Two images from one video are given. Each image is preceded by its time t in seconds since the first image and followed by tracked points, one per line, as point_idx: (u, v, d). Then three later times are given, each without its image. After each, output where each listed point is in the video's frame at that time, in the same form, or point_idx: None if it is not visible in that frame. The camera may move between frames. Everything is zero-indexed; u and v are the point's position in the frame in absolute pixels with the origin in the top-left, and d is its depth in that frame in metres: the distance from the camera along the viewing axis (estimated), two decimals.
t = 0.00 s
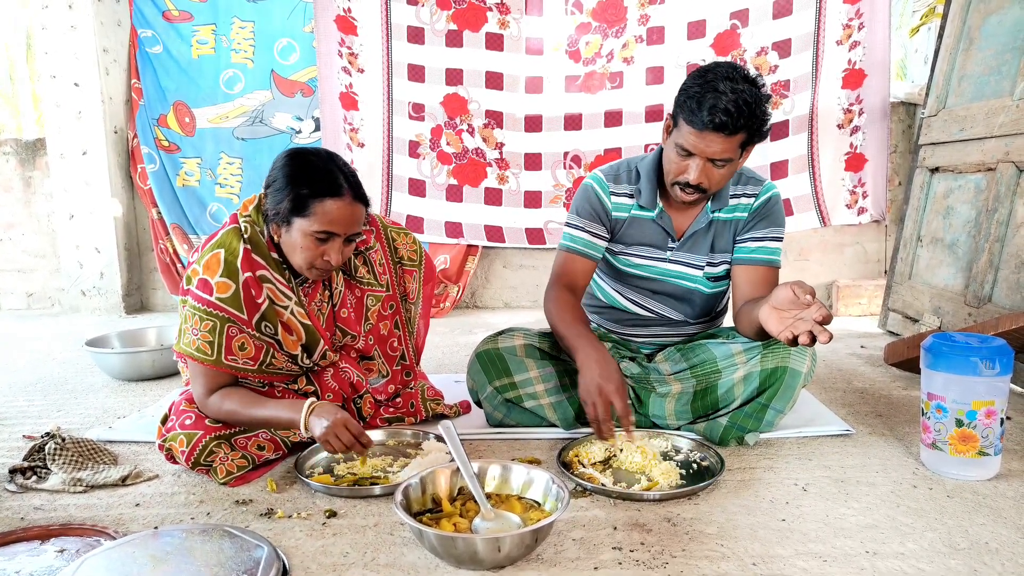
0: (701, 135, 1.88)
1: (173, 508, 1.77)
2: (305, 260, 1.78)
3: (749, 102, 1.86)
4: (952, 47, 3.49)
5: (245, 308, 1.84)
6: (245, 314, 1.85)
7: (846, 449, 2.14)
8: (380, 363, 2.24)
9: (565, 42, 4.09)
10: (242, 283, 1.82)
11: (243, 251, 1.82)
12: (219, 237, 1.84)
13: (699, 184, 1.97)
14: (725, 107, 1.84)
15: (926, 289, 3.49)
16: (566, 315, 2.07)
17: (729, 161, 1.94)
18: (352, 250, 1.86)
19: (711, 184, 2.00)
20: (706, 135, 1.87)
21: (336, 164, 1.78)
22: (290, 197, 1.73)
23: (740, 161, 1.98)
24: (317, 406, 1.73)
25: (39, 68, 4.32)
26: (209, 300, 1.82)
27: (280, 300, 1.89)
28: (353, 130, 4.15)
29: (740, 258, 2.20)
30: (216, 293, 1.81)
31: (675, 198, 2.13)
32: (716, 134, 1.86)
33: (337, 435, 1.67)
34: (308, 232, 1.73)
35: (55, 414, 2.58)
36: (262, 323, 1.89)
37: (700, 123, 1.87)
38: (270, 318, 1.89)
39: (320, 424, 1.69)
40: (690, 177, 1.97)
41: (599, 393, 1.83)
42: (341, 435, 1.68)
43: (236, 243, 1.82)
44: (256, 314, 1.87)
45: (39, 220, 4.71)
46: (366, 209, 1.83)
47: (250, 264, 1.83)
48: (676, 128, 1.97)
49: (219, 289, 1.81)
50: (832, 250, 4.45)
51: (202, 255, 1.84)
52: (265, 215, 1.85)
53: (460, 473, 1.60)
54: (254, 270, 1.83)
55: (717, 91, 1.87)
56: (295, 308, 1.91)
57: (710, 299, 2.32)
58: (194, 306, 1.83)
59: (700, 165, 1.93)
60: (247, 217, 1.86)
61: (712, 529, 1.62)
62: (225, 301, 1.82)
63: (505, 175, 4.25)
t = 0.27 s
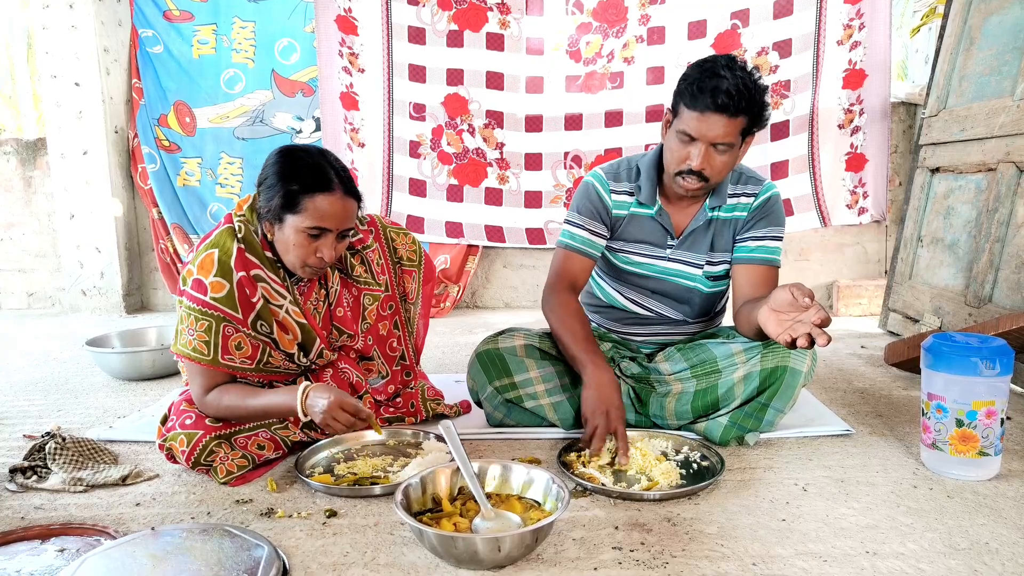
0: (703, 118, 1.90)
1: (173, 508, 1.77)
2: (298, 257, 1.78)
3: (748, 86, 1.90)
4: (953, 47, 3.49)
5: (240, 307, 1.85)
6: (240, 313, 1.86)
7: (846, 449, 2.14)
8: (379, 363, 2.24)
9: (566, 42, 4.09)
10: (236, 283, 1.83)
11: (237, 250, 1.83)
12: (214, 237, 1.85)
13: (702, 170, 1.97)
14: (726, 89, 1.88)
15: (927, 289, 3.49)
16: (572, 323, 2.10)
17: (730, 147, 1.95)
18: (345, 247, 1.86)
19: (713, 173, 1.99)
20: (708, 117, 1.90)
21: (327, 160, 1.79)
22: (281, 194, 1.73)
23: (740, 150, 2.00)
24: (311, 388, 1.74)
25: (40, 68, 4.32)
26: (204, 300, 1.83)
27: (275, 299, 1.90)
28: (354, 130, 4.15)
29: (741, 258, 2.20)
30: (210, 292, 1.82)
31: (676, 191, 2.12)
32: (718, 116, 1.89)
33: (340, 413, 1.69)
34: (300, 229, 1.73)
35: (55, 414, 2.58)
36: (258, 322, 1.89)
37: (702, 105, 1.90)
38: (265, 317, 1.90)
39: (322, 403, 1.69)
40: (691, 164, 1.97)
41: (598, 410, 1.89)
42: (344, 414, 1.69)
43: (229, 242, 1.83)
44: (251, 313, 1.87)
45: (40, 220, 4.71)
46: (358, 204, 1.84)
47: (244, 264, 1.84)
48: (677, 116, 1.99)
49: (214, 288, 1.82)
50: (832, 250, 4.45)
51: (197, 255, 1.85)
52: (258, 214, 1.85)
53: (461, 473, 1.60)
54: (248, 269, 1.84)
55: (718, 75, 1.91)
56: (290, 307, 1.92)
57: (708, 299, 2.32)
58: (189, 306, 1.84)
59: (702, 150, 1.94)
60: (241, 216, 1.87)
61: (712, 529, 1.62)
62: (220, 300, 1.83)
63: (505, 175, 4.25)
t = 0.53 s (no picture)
0: (690, 87, 2.05)
1: (173, 509, 1.77)
2: (293, 256, 1.78)
3: (727, 58, 2.08)
4: (953, 48, 3.49)
5: (237, 307, 1.86)
6: (236, 313, 1.86)
7: (846, 450, 2.14)
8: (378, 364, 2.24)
9: (566, 43, 4.09)
10: (231, 283, 1.84)
11: (232, 251, 1.84)
12: (209, 238, 1.86)
13: (697, 137, 2.06)
14: (707, 60, 2.06)
15: (927, 290, 3.49)
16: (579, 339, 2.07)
17: (721, 113, 2.06)
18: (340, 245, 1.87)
19: (710, 143, 2.07)
20: (694, 84, 2.05)
21: (319, 158, 1.79)
22: (274, 192, 1.74)
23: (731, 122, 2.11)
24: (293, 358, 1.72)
25: (40, 69, 4.33)
26: (199, 301, 1.83)
27: (271, 299, 1.90)
28: (354, 131, 4.15)
29: (740, 256, 2.20)
30: (206, 293, 1.83)
31: (677, 175, 2.15)
32: (704, 83, 2.04)
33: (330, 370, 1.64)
34: (293, 228, 1.73)
35: (55, 415, 2.58)
36: (254, 322, 1.90)
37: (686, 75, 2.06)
38: (262, 317, 1.90)
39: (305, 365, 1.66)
40: (688, 134, 2.06)
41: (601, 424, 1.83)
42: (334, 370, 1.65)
43: (224, 243, 1.84)
44: (248, 314, 1.88)
45: (40, 221, 4.71)
46: (351, 203, 1.84)
47: (239, 264, 1.85)
48: (665, 99, 2.13)
49: (209, 289, 1.83)
50: (832, 251, 4.45)
51: (192, 257, 1.87)
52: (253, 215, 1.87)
53: (461, 473, 1.60)
54: (243, 269, 1.85)
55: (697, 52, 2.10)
56: (286, 306, 1.93)
57: (707, 297, 2.32)
58: (185, 308, 1.85)
59: (695, 116, 2.05)
60: (236, 217, 1.89)
61: (712, 530, 1.62)
62: (215, 301, 1.83)
63: (505, 176, 4.25)
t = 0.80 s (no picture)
0: (691, 81, 2.08)
1: (173, 510, 1.77)
2: (289, 255, 1.79)
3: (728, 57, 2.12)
4: (952, 49, 3.50)
5: (235, 308, 1.89)
6: (234, 313, 1.89)
7: (846, 450, 2.14)
8: (378, 365, 2.24)
9: (565, 44, 4.09)
10: (228, 283, 1.87)
11: (229, 251, 1.86)
12: (207, 239, 1.89)
13: (697, 129, 2.08)
14: (708, 56, 2.09)
15: (927, 290, 3.49)
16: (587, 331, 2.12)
17: (721, 108, 2.08)
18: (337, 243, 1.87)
19: (710, 137, 2.09)
20: (695, 78, 2.08)
21: (313, 157, 1.80)
22: (268, 192, 1.75)
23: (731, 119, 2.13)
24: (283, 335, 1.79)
25: (39, 71, 4.33)
26: (197, 301, 1.86)
27: (268, 299, 1.93)
28: (353, 132, 4.15)
29: (738, 257, 2.20)
30: (203, 294, 1.86)
31: (676, 171, 2.15)
32: (705, 77, 2.07)
33: (321, 330, 1.71)
34: (288, 228, 1.74)
35: (55, 416, 2.58)
36: (251, 322, 1.93)
37: (688, 69, 2.09)
38: (259, 317, 1.93)
39: (294, 334, 1.72)
40: (688, 126, 2.08)
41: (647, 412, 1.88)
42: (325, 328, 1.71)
43: (221, 244, 1.87)
44: (245, 313, 1.91)
45: (39, 222, 4.70)
46: (346, 200, 1.85)
47: (236, 264, 1.87)
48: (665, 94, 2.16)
49: (207, 290, 1.86)
50: (832, 252, 4.45)
51: (190, 257, 1.89)
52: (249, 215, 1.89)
53: (460, 474, 1.60)
54: (240, 270, 1.88)
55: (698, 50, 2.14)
56: (283, 306, 1.95)
57: (707, 297, 2.32)
58: (183, 308, 1.87)
59: (696, 109, 2.07)
60: (233, 217, 1.91)
61: (712, 530, 1.62)
62: (214, 301, 1.86)
63: (505, 177, 4.26)
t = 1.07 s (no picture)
0: (690, 80, 2.08)
1: (172, 510, 1.77)
2: (285, 253, 1.80)
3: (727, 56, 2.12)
4: (951, 50, 3.50)
5: (234, 307, 1.89)
6: (233, 312, 1.89)
7: (846, 451, 2.14)
8: (377, 364, 2.25)
9: (565, 44, 4.10)
10: (227, 283, 1.87)
11: (227, 251, 1.86)
12: (205, 239, 1.89)
13: (697, 128, 2.08)
14: (707, 55, 2.10)
15: (926, 291, 3.50)
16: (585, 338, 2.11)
17: (721, 106, 2.08)
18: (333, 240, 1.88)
19: (710, 136, 2.09)
20: (694, 77, 2.08)
21: (308, 156, 1.82)
22: (264, 190, 1.76)
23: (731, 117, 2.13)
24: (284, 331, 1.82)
25: (39, 71, 4.33)
26: (196, 301, 1.86)
27: (267, 297, 1.93)
28: (353, 133, 4.15)
29: (737, 258, 2.20)
30: (202, 294, 1.86)
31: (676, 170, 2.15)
32: (704, 77, 2.08)
33: (324, 322, 1.75)
34: (284, 226, 1.75)
35: (54, 416, 2.58)
36: (250, 322, 1.93)
37: (687, 68, 2.10)
38: (257, 316, 1.93)
39: (297, 326, 1.76)
40: (688, 126, 2.08)
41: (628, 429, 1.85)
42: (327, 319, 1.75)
43: (219, 243, 1.87)
44: (244, 313, 1.91)
45: (39, 222, 4.70)
46: (342, 199, 1.86)
47: (234, 264, 1.87)
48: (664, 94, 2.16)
49: (206, 289, 1.86)
50: (832, 252, 4.45)
51: (188, 257, 1.89)
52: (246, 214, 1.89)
53: (460, 475, 1.60)
54: (238, 269, 1.88)
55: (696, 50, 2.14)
56: (282, 304, 1.95)
57: (707, 297, 2.32)
58: (182, 308, 1.87)
59: (695, 109, 2.07)
60: (231, 217, 1.91)
61: (712, 530, 1.62)
62: (212, 301, 1.86)
63: (505, 177, 4.26)
